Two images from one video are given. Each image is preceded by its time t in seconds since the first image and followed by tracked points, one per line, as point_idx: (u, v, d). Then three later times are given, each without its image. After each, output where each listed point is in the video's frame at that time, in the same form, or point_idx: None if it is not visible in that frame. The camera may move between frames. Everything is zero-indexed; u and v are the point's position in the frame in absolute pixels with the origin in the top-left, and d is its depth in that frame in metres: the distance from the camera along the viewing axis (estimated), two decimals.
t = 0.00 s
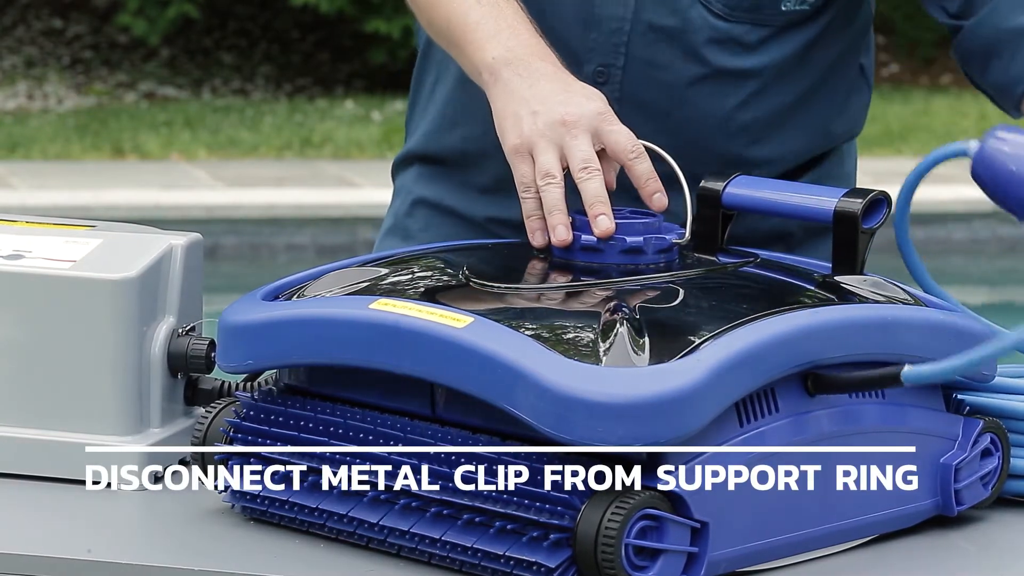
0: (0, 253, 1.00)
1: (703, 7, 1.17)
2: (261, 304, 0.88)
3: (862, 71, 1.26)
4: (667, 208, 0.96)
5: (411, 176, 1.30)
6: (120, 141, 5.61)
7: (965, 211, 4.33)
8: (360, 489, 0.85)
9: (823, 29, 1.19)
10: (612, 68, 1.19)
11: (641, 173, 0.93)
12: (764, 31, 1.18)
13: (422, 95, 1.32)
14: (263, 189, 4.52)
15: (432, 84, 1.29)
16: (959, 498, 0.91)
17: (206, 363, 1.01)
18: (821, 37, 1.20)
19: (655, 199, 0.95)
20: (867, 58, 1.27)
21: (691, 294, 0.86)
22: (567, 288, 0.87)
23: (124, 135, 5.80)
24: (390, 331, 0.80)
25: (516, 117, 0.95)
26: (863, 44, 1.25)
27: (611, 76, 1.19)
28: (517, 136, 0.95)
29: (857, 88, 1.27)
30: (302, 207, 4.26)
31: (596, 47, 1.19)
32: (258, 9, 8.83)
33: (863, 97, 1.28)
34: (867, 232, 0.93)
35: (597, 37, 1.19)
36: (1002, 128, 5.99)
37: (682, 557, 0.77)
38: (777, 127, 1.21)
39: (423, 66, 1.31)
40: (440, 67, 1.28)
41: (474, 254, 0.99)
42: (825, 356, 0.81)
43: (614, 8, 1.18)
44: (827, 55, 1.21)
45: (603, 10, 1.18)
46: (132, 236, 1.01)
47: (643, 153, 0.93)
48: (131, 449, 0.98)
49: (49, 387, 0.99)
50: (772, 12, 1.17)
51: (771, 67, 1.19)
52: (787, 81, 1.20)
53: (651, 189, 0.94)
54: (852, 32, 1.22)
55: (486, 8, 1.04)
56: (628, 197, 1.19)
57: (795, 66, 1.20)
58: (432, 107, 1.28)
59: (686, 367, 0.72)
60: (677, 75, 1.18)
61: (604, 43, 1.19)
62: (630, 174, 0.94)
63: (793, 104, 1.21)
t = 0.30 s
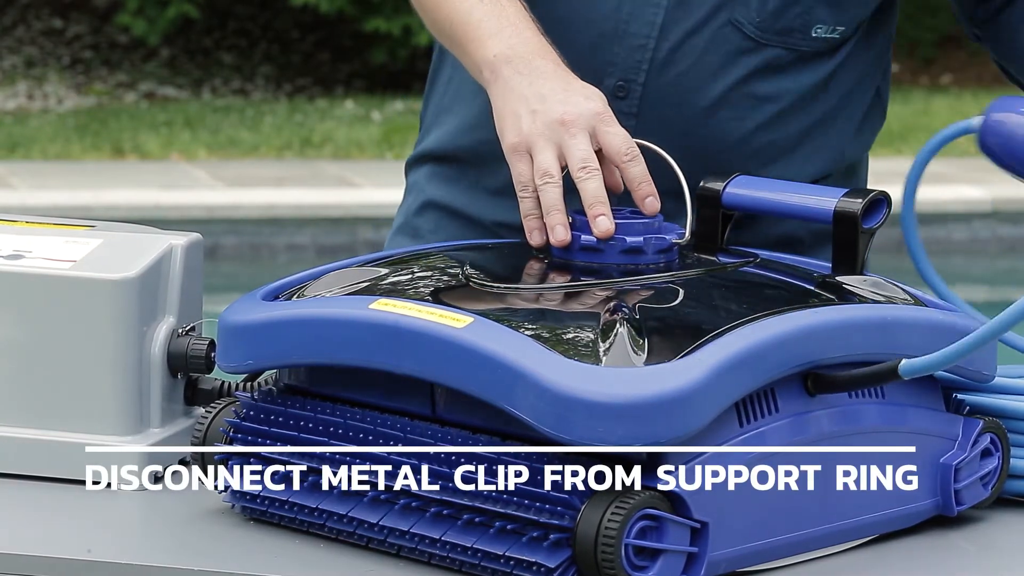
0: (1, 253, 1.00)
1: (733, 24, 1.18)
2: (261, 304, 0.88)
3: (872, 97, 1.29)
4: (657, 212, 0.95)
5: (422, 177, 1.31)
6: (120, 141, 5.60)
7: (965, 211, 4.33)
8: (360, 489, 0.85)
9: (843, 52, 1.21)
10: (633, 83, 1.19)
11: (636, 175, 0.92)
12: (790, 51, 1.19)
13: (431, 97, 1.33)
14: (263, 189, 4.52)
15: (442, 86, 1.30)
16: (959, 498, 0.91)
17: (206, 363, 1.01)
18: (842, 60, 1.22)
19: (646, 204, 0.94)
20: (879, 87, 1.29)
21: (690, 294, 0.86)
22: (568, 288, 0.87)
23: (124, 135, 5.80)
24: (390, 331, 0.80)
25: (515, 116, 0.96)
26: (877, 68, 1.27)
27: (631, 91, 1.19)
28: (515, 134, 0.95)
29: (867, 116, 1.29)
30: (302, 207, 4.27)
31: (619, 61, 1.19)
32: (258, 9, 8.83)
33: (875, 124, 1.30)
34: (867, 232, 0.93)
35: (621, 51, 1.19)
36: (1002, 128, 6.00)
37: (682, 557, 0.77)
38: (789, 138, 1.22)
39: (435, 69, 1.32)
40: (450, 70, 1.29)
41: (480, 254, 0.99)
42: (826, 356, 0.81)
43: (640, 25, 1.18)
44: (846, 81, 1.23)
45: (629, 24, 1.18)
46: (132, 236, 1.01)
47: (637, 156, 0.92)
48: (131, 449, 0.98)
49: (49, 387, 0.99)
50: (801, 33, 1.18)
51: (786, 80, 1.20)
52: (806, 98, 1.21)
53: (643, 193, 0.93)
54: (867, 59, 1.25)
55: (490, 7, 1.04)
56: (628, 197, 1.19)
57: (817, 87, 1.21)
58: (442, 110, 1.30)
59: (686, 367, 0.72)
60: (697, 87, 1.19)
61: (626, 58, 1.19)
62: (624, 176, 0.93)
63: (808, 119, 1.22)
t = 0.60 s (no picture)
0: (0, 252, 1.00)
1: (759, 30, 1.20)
2: (261, 304, 0.88)
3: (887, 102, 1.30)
4: (662, 214, 0.94)
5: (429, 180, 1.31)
6: (120, 141, 5.60)
7: (965, 211, 4.33)
8: (360, 489, 0.85)
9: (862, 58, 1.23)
10: (661, 89, 1.19)
11: (640, 177, 0.92)
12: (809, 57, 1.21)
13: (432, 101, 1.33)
14: (263, 189, 4.52)
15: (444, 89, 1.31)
16: (959, 498, 0.91)
17: (206, 363, 1.01)
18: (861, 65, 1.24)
19: (649, 206, 0.93)
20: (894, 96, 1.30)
21: (691, 294, 0.86)
22: (568, 288, 0.87)
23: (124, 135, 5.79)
24: (390, 331, 0.80)
25: (519, 114, 0.95)
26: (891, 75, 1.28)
27: (660, 97, 1.19)
28: (519, 132, 0.95)
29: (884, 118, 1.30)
30: (302, 207, 4.27)
31: (650, 66, 1.19)
32: (258, 9, 8.83)
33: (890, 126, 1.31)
34: (866, 233, 0.93)
35: (651, 57, 1.18)
36: (1002, 128, 6.00)
37: (682, 557, 0.77)
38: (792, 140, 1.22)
39: (435, 71, 1.33)
40: (453, 72, 1.30)
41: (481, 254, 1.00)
42: (826, 356, 0.81)
43: (670, 30, 1.18)
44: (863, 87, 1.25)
45: (658, 30, 1.18)
46: (132, 236, 1.01)
47: (643, 158, 0.92)
48: (131, 449, 0.98)
49: (49, 387, 0.99)
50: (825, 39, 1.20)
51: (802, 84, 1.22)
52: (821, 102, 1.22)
53: (647, 196, 0.93)
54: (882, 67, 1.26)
55: (492, 6, 1.04)
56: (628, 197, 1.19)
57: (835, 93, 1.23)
58: (445, 113, 1.30)
59: (686, 367, 0.72)
60: (721, 93, 1.19)
61: (656, 64, 1.18)
62: (629, 178, 0.93)
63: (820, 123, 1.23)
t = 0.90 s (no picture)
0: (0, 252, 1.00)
1: (773, 55, 1.18)
2: (261, 304, 0.88)
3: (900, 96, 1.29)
4: (662, 214, 0.94)
5: (434, 177, 1.31)
6: (120, 141, 5.60)
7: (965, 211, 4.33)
8: (360, 489, 0.85)
9: (878, 75, 1.22)
10: (674, 105, 1.20)
11: (639, 178, 0.92)
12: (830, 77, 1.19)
13: (436, 103, 1.34)
14: (263, 189, 4.52)
15: (449, 91, 1.31)
16: (959, 498, 0.91)
17: (206, 363, 1.01)
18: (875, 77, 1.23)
19: (648, 207, 0.93)
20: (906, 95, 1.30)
21: (691, 294, 0.86)
22: (569, 288, 0.87)
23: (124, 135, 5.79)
24: (390, 331, 0.80)
25: (520, 115, 0.96)
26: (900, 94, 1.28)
27: (671, 113, 1.20)
28: (519, 132, 0.95)
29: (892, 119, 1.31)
30: (302, 207, 4.26)
31: (661, 83, 1.19)
32: (258, 9, 8.83)
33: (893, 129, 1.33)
34: (866, 233, 0.93)
35: (662, 75, 1.19)
36: (1002, 128, 5.99)
37: (682, 557, 0.77)
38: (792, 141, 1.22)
39: (440, 72, 1.33)
40: (458, 73, 1.30)
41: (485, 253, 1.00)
42: (826, 356, 0.81)
43: (684, 48, 1.18)
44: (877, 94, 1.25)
45: (671, 48, 1.18)
46: (132, 236, 1.01)
47: (643, 158, 0.92)
48: (131, 449, 0.98)
49: (49, 387, 0.99)
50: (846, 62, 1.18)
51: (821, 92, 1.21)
52: (828, 117, 1.23)
53: (647, 196, 0.93)
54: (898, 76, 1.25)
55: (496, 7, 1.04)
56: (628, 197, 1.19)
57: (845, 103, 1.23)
58: (451, 113, 1.30)
59: (686, 367, 0.72)
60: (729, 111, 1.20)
61: (667, 79, 1.19)
62: (628, 178, 0.93)
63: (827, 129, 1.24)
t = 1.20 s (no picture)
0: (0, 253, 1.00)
1: (766, 117, 1.19)
2: (261, 304, 0.88)
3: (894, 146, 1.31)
4: (659, 215, 0.94)
5: (444, 174, 1.31)
6: (120, 141, 5.60)
7: (965, 211, 4.33)
8: (360, 489, 0.85)
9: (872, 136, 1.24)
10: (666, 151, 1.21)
11: (637, 178, 0.92)
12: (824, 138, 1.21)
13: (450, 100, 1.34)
14: (263, 189, 4.52)
15: (461, 89, 1.31)
16: (959, 498, 0.91)
17: (206, 363, 1.01)
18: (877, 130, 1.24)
19: (645, 207, 0.93)
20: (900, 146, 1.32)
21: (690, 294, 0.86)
22: (569, 288, 0.87)
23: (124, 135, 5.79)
24: (390, 331, 0.80)
25: (517, 121, 0.96)
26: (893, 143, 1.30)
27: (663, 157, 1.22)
28: (516, 137, 0.95)
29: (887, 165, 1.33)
30: (302, 207, 4.26)
31: (656, 130, 1.21)
32: (258, 9, 8.83)
33: (889, 174, 1.35)
34: (867, 233, 0.93)
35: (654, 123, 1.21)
36: (1002, 128, 5.99)
37: (682, 557, 0.77)
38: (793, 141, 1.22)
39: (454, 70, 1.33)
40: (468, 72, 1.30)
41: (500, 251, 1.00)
42: (826, 356, 0.81)
43: (676, 100, 1.19)
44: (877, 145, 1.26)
45: (665, 98, 1.19)
46: (133, 236, 1.01)
47: (639, 159, 0.93)
48: (131, 449, 0.98)
49: (49, 387, 0.99)
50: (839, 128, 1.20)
51: (813, 151, 1.23)
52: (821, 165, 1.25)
53: (645, 196, 0.93)
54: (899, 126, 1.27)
55: (493, 17, 1.04)
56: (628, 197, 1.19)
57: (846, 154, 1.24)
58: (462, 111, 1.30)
59: (686, 367, 0.72)
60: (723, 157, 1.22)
61: (661, 124, 1.20)
62: (625, 179, 0.93)
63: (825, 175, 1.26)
